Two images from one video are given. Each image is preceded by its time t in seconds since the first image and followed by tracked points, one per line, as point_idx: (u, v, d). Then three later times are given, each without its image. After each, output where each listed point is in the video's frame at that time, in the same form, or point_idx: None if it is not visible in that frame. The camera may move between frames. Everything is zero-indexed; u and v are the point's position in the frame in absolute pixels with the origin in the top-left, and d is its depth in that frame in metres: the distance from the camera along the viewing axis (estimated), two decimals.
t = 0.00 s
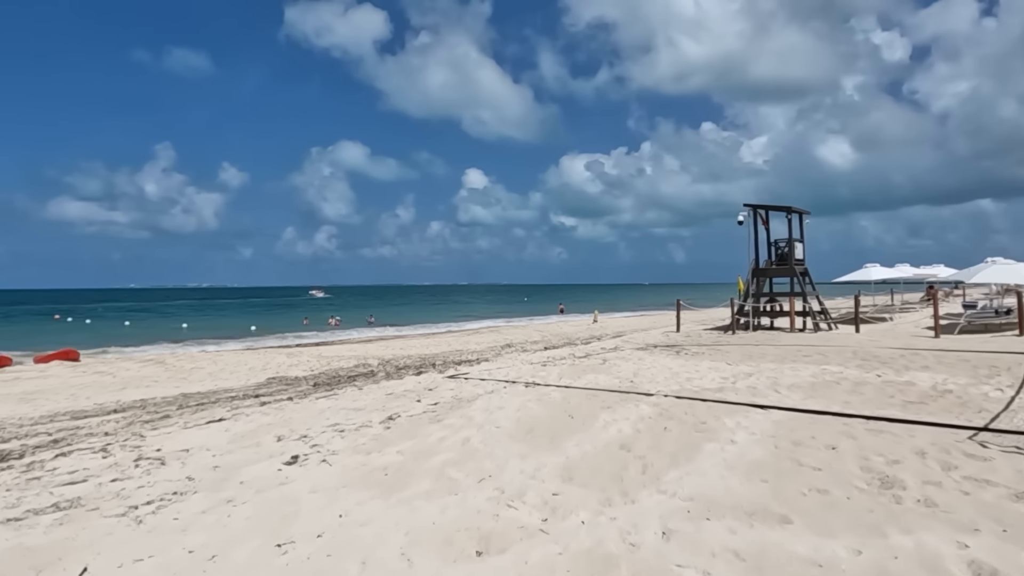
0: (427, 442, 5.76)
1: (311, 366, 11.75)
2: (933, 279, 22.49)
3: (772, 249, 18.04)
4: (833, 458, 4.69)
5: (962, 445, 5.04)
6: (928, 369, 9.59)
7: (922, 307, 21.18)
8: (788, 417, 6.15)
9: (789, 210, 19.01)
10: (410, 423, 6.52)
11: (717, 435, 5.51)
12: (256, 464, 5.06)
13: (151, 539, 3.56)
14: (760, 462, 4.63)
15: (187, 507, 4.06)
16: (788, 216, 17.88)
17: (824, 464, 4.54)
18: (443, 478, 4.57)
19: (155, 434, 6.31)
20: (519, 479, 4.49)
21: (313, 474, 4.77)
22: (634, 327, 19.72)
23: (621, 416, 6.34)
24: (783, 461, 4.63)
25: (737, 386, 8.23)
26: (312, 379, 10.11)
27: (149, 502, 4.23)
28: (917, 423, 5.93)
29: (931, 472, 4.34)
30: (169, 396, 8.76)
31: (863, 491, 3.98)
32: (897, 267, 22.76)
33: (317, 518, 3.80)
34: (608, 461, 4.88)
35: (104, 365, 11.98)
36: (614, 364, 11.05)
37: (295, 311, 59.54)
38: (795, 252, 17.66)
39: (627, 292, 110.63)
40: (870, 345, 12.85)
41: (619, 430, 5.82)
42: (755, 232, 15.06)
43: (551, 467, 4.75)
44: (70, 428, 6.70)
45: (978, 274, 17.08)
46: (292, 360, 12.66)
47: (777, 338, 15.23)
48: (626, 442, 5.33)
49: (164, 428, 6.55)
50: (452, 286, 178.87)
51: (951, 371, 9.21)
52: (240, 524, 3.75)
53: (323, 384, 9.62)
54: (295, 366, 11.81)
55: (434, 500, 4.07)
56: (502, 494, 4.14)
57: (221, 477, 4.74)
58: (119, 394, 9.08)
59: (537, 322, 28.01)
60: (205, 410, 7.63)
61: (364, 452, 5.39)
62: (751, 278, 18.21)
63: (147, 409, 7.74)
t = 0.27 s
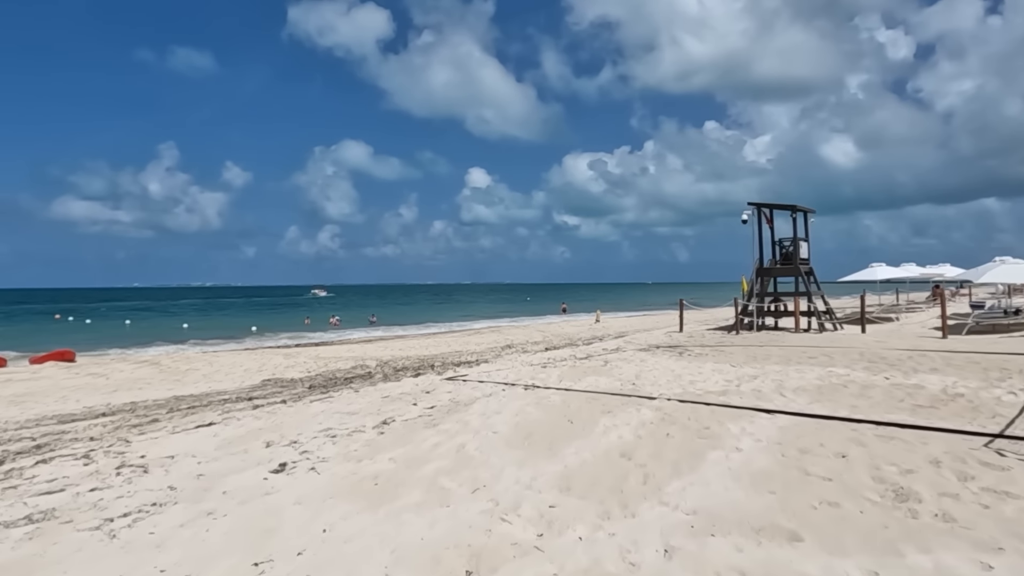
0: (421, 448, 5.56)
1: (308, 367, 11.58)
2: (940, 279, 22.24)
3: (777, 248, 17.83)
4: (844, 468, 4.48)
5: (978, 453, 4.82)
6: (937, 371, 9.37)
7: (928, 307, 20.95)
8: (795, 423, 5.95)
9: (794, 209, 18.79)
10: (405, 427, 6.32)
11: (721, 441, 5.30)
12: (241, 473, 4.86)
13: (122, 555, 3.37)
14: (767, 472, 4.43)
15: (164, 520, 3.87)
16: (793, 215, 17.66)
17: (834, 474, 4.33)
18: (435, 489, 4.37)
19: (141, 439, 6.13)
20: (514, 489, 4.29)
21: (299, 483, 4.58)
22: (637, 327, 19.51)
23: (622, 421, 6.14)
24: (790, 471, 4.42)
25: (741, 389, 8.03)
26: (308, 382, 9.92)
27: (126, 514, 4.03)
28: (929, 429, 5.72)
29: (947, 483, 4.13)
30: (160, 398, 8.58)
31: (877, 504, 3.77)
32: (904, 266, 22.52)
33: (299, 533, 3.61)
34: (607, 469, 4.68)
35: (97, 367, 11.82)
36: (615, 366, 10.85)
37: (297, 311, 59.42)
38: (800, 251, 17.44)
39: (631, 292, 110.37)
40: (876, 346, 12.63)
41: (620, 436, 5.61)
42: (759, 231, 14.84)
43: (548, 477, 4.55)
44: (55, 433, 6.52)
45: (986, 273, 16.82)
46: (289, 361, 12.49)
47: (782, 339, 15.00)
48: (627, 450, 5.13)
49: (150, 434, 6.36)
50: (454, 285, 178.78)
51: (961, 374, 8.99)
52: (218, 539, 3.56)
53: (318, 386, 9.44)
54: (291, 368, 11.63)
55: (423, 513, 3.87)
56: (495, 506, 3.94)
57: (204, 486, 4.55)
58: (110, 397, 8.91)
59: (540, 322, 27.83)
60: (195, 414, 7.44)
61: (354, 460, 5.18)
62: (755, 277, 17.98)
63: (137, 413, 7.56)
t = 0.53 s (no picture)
0: (414, 449, 5.32)
1: (303, 366, 11.35)
2: (946, 276, 21.95)
3: (781, 245, 17.56)
4: (858, 471, 4.24)
5: (998, 455, 4.58)
6: (948, 370, 9.11)
7: (934, 304, 20.66)
8: (804, 423, 5.70)
9: (798, 205, 18.53)
10: (398, 427, 6.09)
11: (727, 443, 5.06)
12: (224, 475, 4.63)
13: (88, 565, 3.15)
14: (777, 475, 4.18)
15: (136, 527, 3.64)
16: (798, 211, 17.40)
17: (848, 478, 4.09)
18: (426, 492, 4.14)
19: (125, 440, 5.91)
20: (509, 494, 4.06)
21: (284, 486, 4.35)
22: (639, 325, 19.26)
23: (624, 422, 5.90)
24: (801, 474, 4.18)
25: (746, 388, 7.78)
26: (302, 380, 9.70)
27: (97, 519, 3.81)
28: (944, 429, 5.47)
29: (968, 487, 3.89)
30: (150, 398, 8.36)
31: (895, 510, 3.53)
32: (910, 264, 22.23)
33: (278, 541, 3.38)
34: (608, 472, 4.44)
35: (89, 365, 11.59)
36: (617, 364, 10.61)
37: (298, 310, 59.22)
38: (805, 248, 17.18)
39: (633, 291, 110.04)
40: (883, 344, 12.37)
41: (622, 437, 5.37)
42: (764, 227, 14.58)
43: (546, 480, 4.31)
44: (37, 433, 6.30)
45: (995, 270, 16.53)
46: (285, 359, 12.26)
47: (787, 337, 14.73)
48: (629, 452, 4.89)
49: (134, 434, 6.14)
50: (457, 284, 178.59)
51: (973, 372, 8.74)
52: (192, 547, 3.34)
53: (312, 385, 9.21)
54: (286, 366, 11.40)
55: (411, 519, 3.64)
56: (489, 512, 3.71)
57: (183, 489, 4.32)
58: (98, 396, 8.68)
59: (541, 321, 27.57)
60: (184, 413, 7.21)
61: (344, 462, 4.95)
62: (759, 275, 17.72)
63: (123, 412, 7.34)
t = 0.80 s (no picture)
0: (407, 455, 5.09)
1: (300, 366, 11.13)
2: (954, 275, 21.64)
3: (787, 243, 17.30)
4: (874, 480, 3.99)
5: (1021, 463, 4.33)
6: (960, 370, 8.85)
7: (942, 303, 20.36)
8: (814, 428, 5.46)
9: (804, 202, 18.26)
10: (392, 432, 5.85)
11: (734, 450, 4.82)
12: (204, 485, 4.40)
13: None
14: (788, 486, 3.95)
15: (104, 543, 3.41)
16: (803, 209, 17.13)
17: (864, 489, 3.85)
18: (416, 504, 3.91)
19: (107, 445, 5.68)
20: (504, 506, 3.83)
21: (266, 498, 4.12)
22: (642, 324, 19.01)
23: (626, 426, 5.66)
24: (814, 485, 3.94)
25: (753, 390, 7.54)
26: (297, 381, 9.47)
27: (66, 534, 3.59)
28: (961, 434, 5.22)
29: (993, 499, 3.64)
30: (140, 400, 8.15)
31: (916, 526, 3.29)
32: (917, 262, 21.93)
33: (254, 559, 3.15)
34: (609, 482, 4.21)
35: (82, 366, 11.39)
36: (620, 365, 10.37)
37: (300, 309, 59.05)
38: (810, 246, 16.91)
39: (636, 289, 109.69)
40: (892, 344, 12.10)
41: (624, 443, 5.13)
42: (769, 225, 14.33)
43: (543, 491, 4.08)
44: (18, 438, 6.09)
45: (1005, 268, 16.24)
46: (281, 359, 12.04)
47: (793, 337, 14.47)
48: (631, 460, 4.64)
49: (118, 439, 5.92)
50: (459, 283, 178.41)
51: (986, 373, 8.48)
52: (162, 566, 3.11)
53: (307, 386, 8.98)
54: (282, 367, 11.18)
55: (398, 535, 3.41)
56: (481, 527, 3.48)
57: (160, 500, 4.10)
58: (87, 397, 8.47)
59: (544, 320, 27.33)
60: (172, 416, 6.98)
61: (332, 470, 4.72)
62: (764, 273, 17.46)
63: (110, 415, 7.11)
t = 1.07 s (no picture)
0: (403, 459, 4.90)
1: (300, 366, 10.96)
2: (966, 273, 21.32)
3: (795, 240, 17.04)
4: (893, 488, 3.78)
5: None
6: (976, 370, 8.60)
7: (954, 301, 20.05)
8: (827, 431, 5.24)
9: (813, 199, 17.99)
10: (389, 434, 5.66)
11: (744, 454, 4.61)
12: (191, 490, 4.22)
13: None
14: (802, 493, 3.73)
15: (79, 554, 3.23)
16: (812, 205, 16.86)
17: (883, 497, 3.64)
18: (409, 512, 3.72)
19: (96, 448, 5.50)
20: (501, 514, 3.63)
21: (254, 504, 3.93)
22: (649, 323, 18.78)
23: (631, 429, 5.45)
24: (830, 493, 3.72)
25: (763, 391, 7.31)
26: (296, 382, 9.30)
27: (40, 544, 3.41)
28: (982, 438, 5.00)
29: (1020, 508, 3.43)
30: (135, 400, 7.98)
31: (940, 538, 3.08)
32: (928, 260, 21.62)
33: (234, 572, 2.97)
34: (613, 488, 4.01)
35: (80, 365, 11.24)
36: (626, 364, 10.15)
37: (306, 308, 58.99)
38: (820, 243, 16.65)
39: (643, 288, 109.28)
40: (904, 343, 11.85)
41: (629, 447, 4.93)
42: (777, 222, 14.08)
43: (543, 498, 3.88)
44: (7, 440, 5.92)
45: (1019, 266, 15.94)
46: (282, 359, 11.88)
47: (802, 335, 14.22)
48: (636, 465, 4.44)
49: (106, 441, 5.74)
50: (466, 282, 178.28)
51: (1003, 373, 8.23)
52: None
53: (306, 387, 8.80)
54: (283, 367, 11.02)
55: (388, 546, 3.22)
56: (476, 537, 3.29)
57: (143, 507, 3.92)
58: (82, 398, 8.32)
59: (549, 319, 27.10)
60: (166, 417, 6.81)
61: (324, 474, 4.53)
62: (772, 271, 17.20)
63: (103, 416, 6.94)
